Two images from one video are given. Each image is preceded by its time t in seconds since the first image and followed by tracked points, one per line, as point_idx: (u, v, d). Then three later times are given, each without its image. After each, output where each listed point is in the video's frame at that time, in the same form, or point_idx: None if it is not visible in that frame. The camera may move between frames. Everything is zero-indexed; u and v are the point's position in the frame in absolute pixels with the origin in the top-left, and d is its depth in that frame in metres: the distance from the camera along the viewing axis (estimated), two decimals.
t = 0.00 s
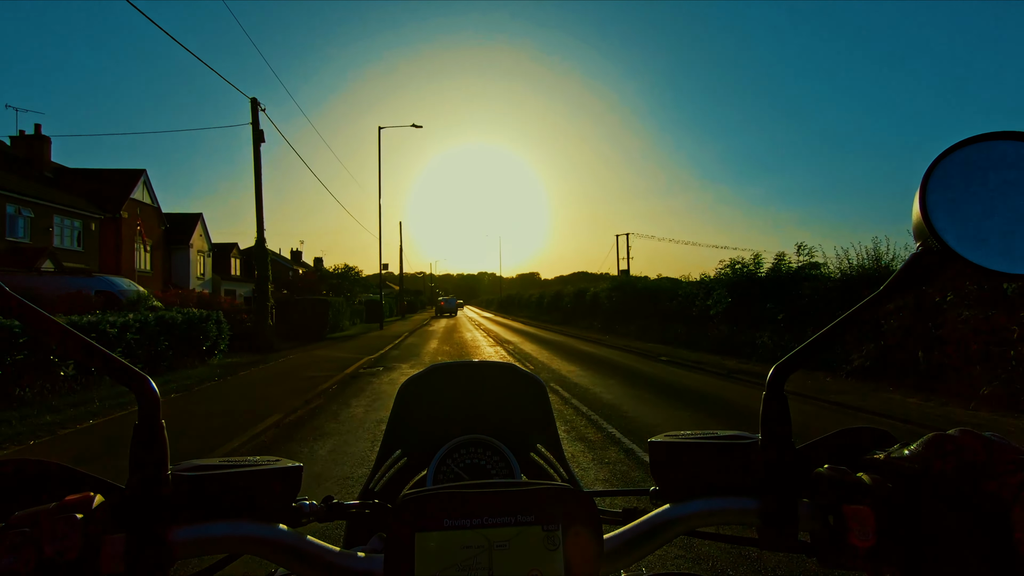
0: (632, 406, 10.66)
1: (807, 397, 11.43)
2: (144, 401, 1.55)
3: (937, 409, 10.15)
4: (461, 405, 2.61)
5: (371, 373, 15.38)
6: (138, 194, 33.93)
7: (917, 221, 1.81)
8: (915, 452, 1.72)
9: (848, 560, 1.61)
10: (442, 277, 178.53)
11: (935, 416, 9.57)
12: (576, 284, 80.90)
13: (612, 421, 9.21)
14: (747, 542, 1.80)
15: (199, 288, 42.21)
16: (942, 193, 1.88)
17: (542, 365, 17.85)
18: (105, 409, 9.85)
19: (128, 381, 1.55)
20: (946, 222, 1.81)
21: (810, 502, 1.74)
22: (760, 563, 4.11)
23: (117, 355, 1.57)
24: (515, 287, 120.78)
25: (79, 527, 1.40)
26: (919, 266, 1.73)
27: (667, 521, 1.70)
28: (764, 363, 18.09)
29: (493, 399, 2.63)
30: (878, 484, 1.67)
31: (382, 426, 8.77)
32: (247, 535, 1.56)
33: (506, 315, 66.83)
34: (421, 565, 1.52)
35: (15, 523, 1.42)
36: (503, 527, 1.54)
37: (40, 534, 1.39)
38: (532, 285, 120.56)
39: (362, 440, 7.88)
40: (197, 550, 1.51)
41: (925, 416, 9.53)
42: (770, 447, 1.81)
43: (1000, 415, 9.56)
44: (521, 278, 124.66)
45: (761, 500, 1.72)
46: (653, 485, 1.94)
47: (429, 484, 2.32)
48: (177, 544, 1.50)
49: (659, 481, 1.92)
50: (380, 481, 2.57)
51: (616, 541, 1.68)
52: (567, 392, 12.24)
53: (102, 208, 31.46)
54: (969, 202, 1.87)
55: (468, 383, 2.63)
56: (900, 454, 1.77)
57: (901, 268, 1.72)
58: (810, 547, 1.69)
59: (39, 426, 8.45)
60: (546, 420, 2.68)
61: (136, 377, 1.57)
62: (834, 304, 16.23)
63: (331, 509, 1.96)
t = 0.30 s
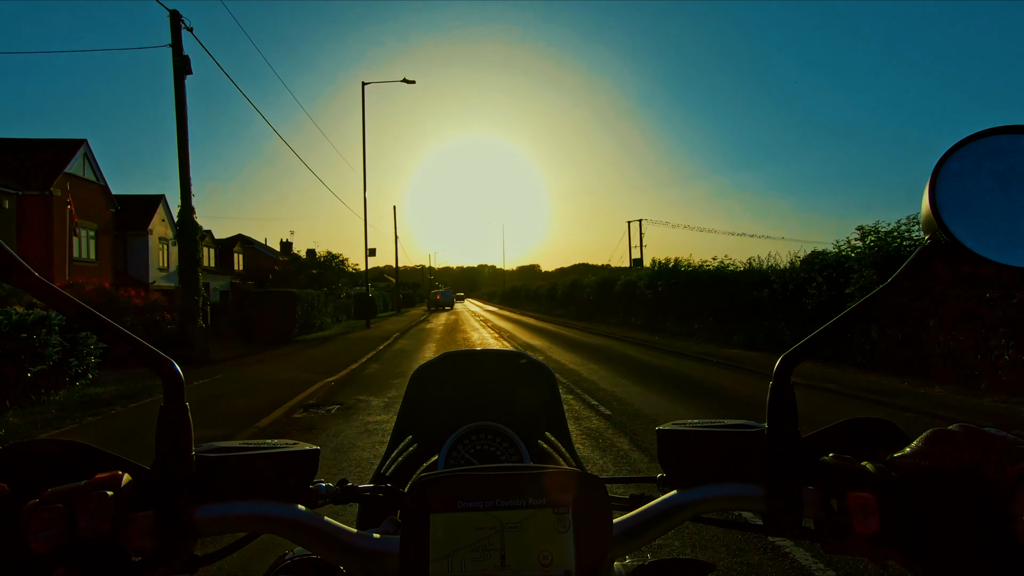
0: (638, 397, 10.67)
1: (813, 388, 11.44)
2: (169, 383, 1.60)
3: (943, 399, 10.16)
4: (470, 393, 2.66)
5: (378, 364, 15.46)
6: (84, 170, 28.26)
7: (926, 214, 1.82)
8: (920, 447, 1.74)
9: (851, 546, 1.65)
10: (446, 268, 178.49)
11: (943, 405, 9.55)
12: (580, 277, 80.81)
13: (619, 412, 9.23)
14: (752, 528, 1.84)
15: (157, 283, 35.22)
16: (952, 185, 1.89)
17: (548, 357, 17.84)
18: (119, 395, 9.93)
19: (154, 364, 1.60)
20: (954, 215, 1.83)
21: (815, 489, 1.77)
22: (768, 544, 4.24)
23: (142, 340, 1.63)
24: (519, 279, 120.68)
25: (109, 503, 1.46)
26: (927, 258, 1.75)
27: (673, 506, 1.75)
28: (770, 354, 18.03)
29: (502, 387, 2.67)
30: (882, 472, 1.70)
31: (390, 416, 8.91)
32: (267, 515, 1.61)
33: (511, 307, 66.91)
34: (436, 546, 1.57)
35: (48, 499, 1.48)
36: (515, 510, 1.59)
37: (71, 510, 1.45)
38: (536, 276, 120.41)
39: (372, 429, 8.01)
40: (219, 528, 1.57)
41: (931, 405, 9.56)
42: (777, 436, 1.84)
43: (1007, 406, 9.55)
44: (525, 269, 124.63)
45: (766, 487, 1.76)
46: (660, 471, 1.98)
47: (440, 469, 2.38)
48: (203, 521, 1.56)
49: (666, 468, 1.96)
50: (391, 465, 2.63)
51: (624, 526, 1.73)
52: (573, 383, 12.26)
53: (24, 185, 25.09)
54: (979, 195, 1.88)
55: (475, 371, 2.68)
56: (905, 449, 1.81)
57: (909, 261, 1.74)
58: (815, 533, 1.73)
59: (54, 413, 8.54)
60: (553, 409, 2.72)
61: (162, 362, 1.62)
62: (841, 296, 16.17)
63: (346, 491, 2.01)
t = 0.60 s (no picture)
0: (640, 391, 10.67)
1: (815, 380, 11.44)
2: (171, 388, 1.61)
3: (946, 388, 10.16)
4: (473, 390, 2.66)
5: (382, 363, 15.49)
6: None
7: (927, 205, 1.81)
8: (921, 439, 1.75)
9: (854, 537, 1.66)
10: (447, 265, 178.34)
11: (944, 396, 9.57)
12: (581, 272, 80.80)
13: (621, 407, 9.24)
14: (756, 521, 1.85)
15: (105, 277, 30.05)
16: (951, 176, 1.88)
17: (550, 352, 17.85)
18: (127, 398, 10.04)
19: (156, 368, 1.61)
20: (955, 205, 1.82)
21: (818, 481, 1.78)
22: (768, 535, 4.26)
23: (145, 344, 1.63)
24: (521, 274, 120.65)
25: (117, 507, 1.47)
26: (928, 249, 1.75)
27: (676, 500, 1.75)
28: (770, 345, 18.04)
29: (503, 383, 2.68)
30: (885, 463, 1.71)
31: (392, 415, 8.90)
32: (273, 516, 1.62)
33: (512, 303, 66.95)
34: (441, 545, 1.58)
35: (56, 504, 1.49)
36: (518, 506, 1.60)
37: (79, 514, 1.46)
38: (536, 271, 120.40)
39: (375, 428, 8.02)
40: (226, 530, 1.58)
41: (934, 396, 9.56)
42: (780, 428, 1.85)
43: (1011, 395, 9.55)
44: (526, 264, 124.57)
45: (769, 480, 1.76)
46: (663, 466, 1.98)
47: (445, 467, 2.39)
48: (208, 524, 1.57)
49: (670, 462, 1.96)
50: (396, 463, 2.63)
51: (627, 521, 1.74)
52: (576, 378, 12.26)
53: None
54: (979, 185, 1.87)
55: (477, 369, 2.68)
56: (907, 440, 1.81)
57: (909, 252, 1.73)
58: (818, 524, 1.74)
59: (62, 417, 8.62)
60: (556, 404, 2.72)
61: (165, 366, 1.63)
62: (843, 287, 16.13)
63: (352, 491, 2.02)
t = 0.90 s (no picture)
0: (634, 389, 10.70)
1: (808, 376, 11.54)
2: (159, 394, 1.59)
3: (935, 383, 10.29)
4: (467, 389, 2.65)
5: (376, 364, 15.46)
6: None
7: (916, 198, 1.82)
8: (913, 432, 1.76)
9: (848, 531, 1.66)
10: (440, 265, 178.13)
11: (936, 391, 9.65)
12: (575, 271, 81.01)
13: (616, 405, 9.26)
14: (751, 517, 1.85)
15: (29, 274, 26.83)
16: (941, 169, 1.89)
17: (544, 351, 17.89)
18: (119, 404, 9.99)
19: (143, 373, 1.58)
20: (944, 198, 1.83)
21: (812, 475, 1.79)
22: (764, 531, 4.27)
23: (131, 349, 1.61)
24: (514, 273, 120.68)
25: (104, 516, 1.45)
26: (919, 242, 1.75)
27: (671, 497, 1.75)
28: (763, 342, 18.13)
29: (498, 382, 2.67)
30: (879, 456, 1.71)
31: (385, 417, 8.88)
32: (265, 520, 1.61)
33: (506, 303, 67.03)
34: (436, 547, 1.57)
35: (42, 513, 1.47)
36: (514, 506, 1.59)
37: (65, 523, 1.44)
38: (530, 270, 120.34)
39: (366, 433, 7.97)
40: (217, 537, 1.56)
41: (924, 391, 9.68)
42: (775, 422, 1.85)
43: (999, 388, 9.68)
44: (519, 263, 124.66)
45: (764, 476, 1.76)
46: (657, 462, 1.98)
47: (439, 467, 2.38)
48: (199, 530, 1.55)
49: (664, 459, 1.96)
50: (390, 464, 2.61)
51: (622, 518, 1.73)
52: (570, 377, 12.27)
53: None
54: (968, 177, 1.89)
55: (471, 367, 2.66)
56: (899, 434, 1.81)
57: (900, 246, 1.74)
58: (812, 519, 1.74)
59: (53, 425, 8.54)
60: (550, 403, 2.72)
61: (153, 372, 1.60)
62: (834, 282, 16.26)
63: (345, 493, 2.00)
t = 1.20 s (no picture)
0: (631, 396, 10.71)
1: (802, 383, 11.58)
2: (155, 411, 1.58)
3: (927, 391, 10.37)
4: (461, 402, 2.66)
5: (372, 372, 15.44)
6: None
7: (907, 215, 1.83)
8: (906, 449, 1.76)
9: (842, 549, 1.67)
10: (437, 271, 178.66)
11: (930, 401, 9.69)
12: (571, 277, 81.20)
13: (612, 412, 9.25)
14: (745, 532, 1.86)
15: None
16: (931, 187, 1.92)
17: (540, 357, 17.92)
18: (113, 414, 9.95)
19: (139, 391, 1.58)
20: (934, 215, 1.85)
21: (806, 491, 1.79)
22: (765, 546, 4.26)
23: (127, 367, 1.60)
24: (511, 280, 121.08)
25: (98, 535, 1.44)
26: (909, 259, 1.77)
27: (667, 512, 1.75)
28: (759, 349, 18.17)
29: (493, 395, 2.67)
30: (871, 472, 1.73)
31: (381, 423, 8.83)
32: (261, 538, 1.61)
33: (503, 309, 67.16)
34: (432, 566, 1.56)
35: (35, 532, 1.46)
36: (509, 523, 1.59)
37: (59, 543, 1.43)
38: (526, 276, 120.45)
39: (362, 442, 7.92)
40: (212, 555, 1.56)
41: (918, 400, 9.74)
42: (769, 438, 1.86)
43: (993, 396, 9.73)
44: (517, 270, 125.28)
45: (757, 492, 1.77)
46: (652, 477, 1.99)
47: (434, 482, 2.38)
48: (194, 548, 1.55)
49: (659, 474, 1.97)
50: (385, 477, 2.61)
51: (617, 533, 1.74)
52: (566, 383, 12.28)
53: None
54: (957, 195, 1.91)
55: (465, 379, 2.67)
56: (893, 450, 1.82)
57: (892, 263, 1.75)
58: (806, 534, 1.75)
59: (44, 437, 8.48)
60: (545, 415, 2.72)
61: (148, 389, 1.60)
62: (829, 289, 16.33)
63: (340, 508, 1.99)
